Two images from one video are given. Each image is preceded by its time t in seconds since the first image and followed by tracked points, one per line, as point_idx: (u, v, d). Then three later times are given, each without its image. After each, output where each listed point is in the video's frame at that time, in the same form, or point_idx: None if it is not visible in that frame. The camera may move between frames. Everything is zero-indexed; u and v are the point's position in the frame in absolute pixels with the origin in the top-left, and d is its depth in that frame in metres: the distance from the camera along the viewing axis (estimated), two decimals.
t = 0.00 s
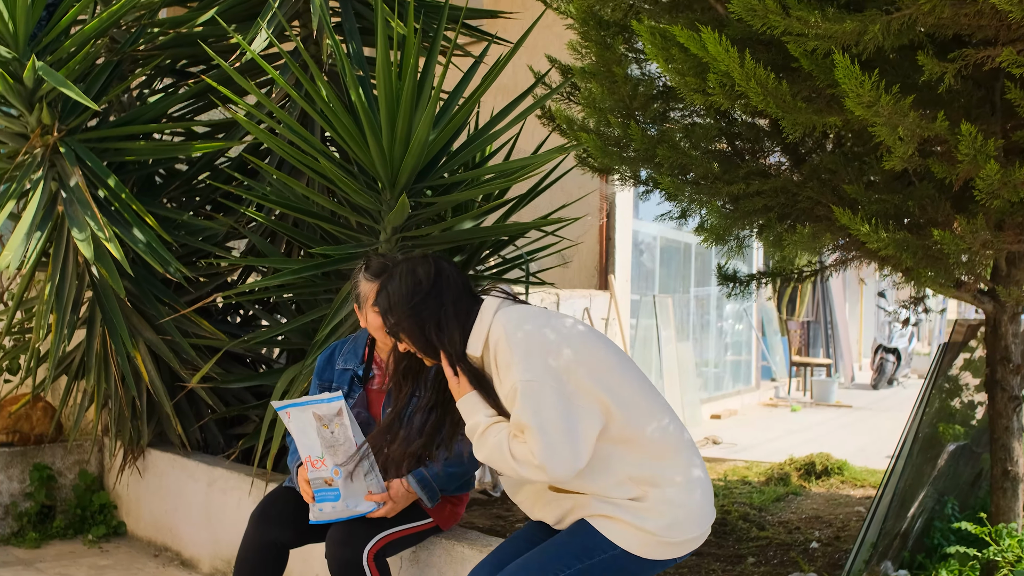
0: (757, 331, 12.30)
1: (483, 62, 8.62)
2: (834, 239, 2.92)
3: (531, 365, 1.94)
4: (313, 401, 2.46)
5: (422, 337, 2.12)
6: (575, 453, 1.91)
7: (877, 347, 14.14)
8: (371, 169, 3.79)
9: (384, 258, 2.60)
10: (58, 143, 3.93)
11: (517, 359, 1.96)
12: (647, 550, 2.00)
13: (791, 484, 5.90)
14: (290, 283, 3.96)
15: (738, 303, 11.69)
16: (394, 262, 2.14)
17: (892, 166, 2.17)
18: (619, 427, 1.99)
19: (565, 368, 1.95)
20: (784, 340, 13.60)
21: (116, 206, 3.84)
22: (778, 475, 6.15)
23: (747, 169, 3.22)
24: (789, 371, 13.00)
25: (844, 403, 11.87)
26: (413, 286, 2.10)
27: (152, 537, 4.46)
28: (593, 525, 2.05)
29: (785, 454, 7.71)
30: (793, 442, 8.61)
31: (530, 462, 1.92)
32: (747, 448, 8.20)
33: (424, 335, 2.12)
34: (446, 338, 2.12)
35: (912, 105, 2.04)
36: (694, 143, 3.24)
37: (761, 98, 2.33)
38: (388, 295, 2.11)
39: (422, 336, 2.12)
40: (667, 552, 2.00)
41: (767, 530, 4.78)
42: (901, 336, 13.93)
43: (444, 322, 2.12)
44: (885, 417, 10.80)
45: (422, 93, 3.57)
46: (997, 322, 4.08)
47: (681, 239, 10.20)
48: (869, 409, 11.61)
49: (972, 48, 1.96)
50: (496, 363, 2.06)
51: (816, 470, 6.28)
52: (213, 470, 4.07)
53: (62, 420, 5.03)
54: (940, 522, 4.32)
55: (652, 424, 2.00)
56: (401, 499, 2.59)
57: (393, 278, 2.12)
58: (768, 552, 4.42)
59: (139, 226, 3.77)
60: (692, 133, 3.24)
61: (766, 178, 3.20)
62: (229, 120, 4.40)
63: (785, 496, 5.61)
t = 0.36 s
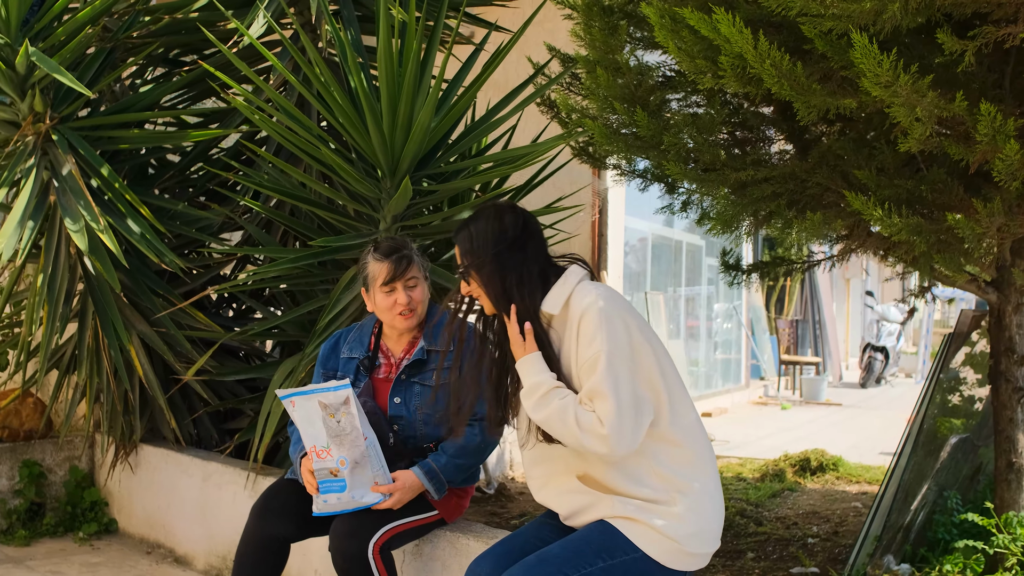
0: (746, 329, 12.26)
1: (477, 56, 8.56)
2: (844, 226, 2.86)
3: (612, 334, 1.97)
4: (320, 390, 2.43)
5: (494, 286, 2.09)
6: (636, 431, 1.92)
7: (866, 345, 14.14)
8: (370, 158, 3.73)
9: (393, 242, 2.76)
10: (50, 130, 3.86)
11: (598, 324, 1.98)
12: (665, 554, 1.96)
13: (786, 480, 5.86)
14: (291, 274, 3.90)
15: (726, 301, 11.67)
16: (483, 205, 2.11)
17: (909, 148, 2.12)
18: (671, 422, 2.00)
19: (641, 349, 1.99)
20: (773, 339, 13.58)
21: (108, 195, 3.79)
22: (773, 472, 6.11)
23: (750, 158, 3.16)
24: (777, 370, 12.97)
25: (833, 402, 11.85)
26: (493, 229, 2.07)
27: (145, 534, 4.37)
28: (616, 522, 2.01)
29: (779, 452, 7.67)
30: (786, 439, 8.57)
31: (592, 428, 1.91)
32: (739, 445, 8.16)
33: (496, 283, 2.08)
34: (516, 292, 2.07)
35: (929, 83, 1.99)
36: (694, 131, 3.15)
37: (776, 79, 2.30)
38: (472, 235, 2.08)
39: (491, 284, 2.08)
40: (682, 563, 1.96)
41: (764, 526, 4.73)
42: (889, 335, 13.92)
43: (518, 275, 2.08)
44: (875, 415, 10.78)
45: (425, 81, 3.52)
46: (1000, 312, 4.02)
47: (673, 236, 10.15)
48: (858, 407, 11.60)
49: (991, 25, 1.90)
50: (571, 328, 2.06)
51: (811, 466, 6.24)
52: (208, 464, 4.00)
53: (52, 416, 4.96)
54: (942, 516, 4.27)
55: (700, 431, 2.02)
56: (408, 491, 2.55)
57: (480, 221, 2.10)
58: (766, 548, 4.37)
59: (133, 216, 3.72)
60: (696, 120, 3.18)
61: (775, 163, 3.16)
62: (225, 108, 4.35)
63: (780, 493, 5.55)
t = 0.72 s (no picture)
0: (665, 329, 12.44)
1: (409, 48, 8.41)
2: (778, 217, 2.86)
3: (627, 324, 2.01)
4: (249, 381, 2.33)
5: (507, 259, 2.14)
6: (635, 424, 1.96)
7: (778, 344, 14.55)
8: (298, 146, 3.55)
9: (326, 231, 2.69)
10: None
11: (615, 311, 2.02)
12: (625, 554, 1.96)
13: (705, 476, 5.94)
14: (214, 265, 3.71)
15: (645, 300, 11.83)
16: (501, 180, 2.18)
17: (847, 139, 2.13)
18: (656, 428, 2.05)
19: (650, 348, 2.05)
20: (689, 339, 13.83)
21: (24, 182, 3.56)
22: (693, 467, 6.21)
23: (684, 150, 3.14)
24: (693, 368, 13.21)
25: (748, 399, 12.17)
26: (509, 204, 2.14)
27: (60, 534, 4.15)
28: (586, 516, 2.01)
29: (698, 447, 7.82)
30: (704, 436, 8.74)
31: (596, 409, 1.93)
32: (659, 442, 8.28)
33: (509, 257, 2.13)
34: (528, 267, 2.12)
35: (870, 75, 2.00)
36: (629, 123, 3.11)
37: (716, 69, 2.27)
38: (490, 209, 2.15)
39: (503, 257, 2.14)
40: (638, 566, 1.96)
41: (687, 521, 4.78)
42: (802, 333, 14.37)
43: (530, 251, 2.13)
44: (789, 410, 11.11)
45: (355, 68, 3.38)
46: (923, 306, 4.13)
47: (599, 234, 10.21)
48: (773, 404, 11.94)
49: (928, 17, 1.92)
50: (583, 313, 2.09)
51: (731, 461, 6.36)
52: (127, 461, 3.80)
53: None
54: (864, 508, 4.45)
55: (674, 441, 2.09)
56: (340, 485, 2.46)
57: (497, 195, 2.16)
58: (690, 543, 4.42)
59: (51, 204, 3.51)
60: (632, 111, 3.14)
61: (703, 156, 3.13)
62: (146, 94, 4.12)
63: (701, 488, 5.63)
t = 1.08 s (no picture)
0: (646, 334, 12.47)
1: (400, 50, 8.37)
2: (787, 222, 2.85)
3: (702, 341, 2.13)
4: (259, 384, 2.28)
5: (586, 263, 2.25)
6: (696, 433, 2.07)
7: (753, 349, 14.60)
8: (301, 148, 3.49)
9: (334, 232, 2.66)
10: None
11: (690, 326, 2.14)
12: (660, 551, 2.04)
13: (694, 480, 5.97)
14: (214, 266, 3.66)
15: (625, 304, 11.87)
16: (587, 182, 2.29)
17: (862, 144, 2.14)
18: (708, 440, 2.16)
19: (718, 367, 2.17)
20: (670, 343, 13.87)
21: (22, 181, 3.50)
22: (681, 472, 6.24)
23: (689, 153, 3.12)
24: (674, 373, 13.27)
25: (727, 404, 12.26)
26: (592, 209, 2.24)
27: (51, 537, 4.09)
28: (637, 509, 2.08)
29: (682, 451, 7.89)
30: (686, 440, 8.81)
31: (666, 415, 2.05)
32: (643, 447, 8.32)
33: (590, 262, 2.24)
34: (605, 274, 2.24)
35: (887, 80, 2.01)
36: (634, 126, 3.09)
37: (732, 73, 2.27)
38: (577, 206, 2.24)
39: (583, 261, 2.25)
40: (671, 565, 2.04)
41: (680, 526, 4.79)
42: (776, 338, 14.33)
43: (609, 257, 2.25)
44: (768, 414, 11.20)
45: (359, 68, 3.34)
46: (919, 312, 4.14)
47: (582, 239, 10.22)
48: (752, 408, 12.03)
49: (947, 23, 1.94)
50: (654, 324, 2.21)
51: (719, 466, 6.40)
52: (123, 464, 3.75)
53: None
54: (857, 512, 4.40)
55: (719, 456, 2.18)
56: (351, 488, 2.44)
57: (581, 196, 2.26)
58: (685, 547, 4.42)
59: (49, 203, 3.46)
60: (639, 115, 3.12)
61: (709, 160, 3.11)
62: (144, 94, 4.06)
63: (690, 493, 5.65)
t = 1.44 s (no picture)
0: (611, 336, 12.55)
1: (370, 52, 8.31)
2: (769, 226, 2.88)
3: (676, 350, 2.15)
4: (246, 389, 2.27)
5: (584, 275, 2.27)
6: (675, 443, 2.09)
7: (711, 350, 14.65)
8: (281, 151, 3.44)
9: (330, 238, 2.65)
10: None
11: (666, 336, 2.16)
12: (656, 554, 2.06)
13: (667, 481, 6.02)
14: (193, 269, 3.61)
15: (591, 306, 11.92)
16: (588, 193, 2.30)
17: (847, 150, 2.18)
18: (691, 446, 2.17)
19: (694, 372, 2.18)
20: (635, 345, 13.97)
21: None
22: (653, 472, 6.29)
23: (671, 158, 3.15)
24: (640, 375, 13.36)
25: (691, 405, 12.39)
26: (594, 223, 2.26)
27: (22, 544, 4.01)
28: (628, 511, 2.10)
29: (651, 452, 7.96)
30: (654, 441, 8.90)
31: (644, 428, 2.07)
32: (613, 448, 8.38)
33: (587, 275, 2.27)
34: (601, 287, 2.27)
35: (873, 88, 2.05)
36: (616, 131, 3.11)
37: (718, 80, 2.28)
38: (574, 217, 2.26)
39: (581, 274, 2.27)
40: (666, 567, 2.07)
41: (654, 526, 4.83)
42: (735, 339, 14.25)
43: (607, 271, 2.27)
44: (731, 415, 11.35)
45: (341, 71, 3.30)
46: (890, 314, 4.22)
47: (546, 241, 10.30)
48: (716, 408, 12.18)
49: (933, 33, 1.98)
50: (633, 335, 2.23)
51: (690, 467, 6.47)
52: (99, 470, 3.71)
53: None
54: (829, 512, 4.47)
55: (706, 459, 2.19)
56: (338, 492, 2.42)
57: (581, 207, 2.28)
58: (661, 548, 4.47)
59: (25, 207, 3.39)
60: (620, 119, 3.12)
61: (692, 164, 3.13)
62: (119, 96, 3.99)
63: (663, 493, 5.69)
